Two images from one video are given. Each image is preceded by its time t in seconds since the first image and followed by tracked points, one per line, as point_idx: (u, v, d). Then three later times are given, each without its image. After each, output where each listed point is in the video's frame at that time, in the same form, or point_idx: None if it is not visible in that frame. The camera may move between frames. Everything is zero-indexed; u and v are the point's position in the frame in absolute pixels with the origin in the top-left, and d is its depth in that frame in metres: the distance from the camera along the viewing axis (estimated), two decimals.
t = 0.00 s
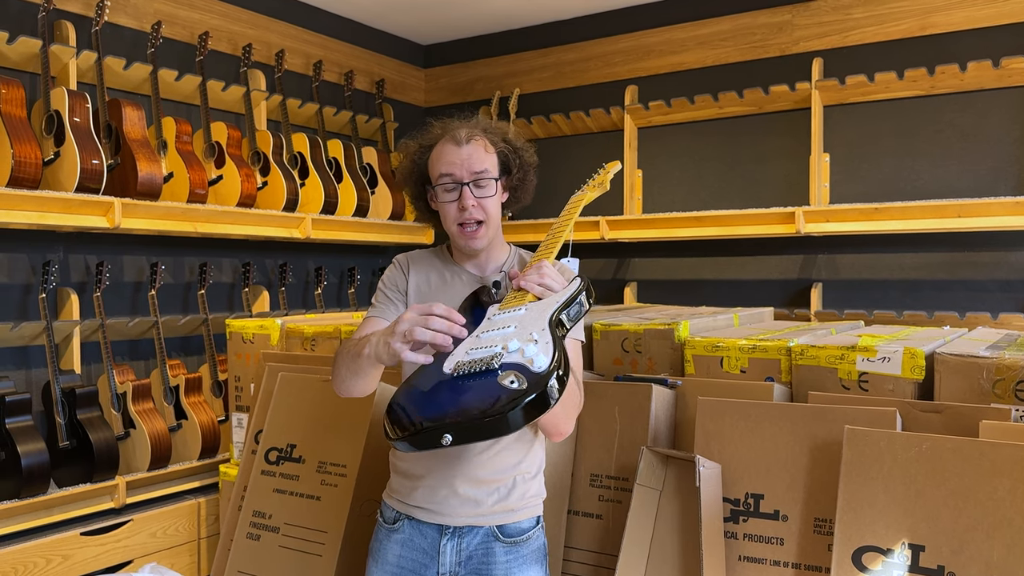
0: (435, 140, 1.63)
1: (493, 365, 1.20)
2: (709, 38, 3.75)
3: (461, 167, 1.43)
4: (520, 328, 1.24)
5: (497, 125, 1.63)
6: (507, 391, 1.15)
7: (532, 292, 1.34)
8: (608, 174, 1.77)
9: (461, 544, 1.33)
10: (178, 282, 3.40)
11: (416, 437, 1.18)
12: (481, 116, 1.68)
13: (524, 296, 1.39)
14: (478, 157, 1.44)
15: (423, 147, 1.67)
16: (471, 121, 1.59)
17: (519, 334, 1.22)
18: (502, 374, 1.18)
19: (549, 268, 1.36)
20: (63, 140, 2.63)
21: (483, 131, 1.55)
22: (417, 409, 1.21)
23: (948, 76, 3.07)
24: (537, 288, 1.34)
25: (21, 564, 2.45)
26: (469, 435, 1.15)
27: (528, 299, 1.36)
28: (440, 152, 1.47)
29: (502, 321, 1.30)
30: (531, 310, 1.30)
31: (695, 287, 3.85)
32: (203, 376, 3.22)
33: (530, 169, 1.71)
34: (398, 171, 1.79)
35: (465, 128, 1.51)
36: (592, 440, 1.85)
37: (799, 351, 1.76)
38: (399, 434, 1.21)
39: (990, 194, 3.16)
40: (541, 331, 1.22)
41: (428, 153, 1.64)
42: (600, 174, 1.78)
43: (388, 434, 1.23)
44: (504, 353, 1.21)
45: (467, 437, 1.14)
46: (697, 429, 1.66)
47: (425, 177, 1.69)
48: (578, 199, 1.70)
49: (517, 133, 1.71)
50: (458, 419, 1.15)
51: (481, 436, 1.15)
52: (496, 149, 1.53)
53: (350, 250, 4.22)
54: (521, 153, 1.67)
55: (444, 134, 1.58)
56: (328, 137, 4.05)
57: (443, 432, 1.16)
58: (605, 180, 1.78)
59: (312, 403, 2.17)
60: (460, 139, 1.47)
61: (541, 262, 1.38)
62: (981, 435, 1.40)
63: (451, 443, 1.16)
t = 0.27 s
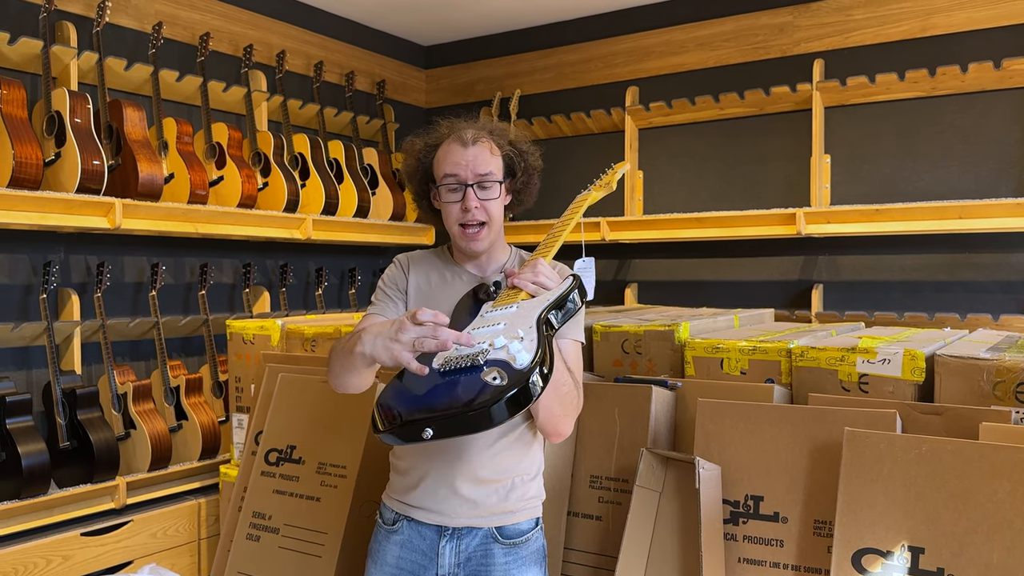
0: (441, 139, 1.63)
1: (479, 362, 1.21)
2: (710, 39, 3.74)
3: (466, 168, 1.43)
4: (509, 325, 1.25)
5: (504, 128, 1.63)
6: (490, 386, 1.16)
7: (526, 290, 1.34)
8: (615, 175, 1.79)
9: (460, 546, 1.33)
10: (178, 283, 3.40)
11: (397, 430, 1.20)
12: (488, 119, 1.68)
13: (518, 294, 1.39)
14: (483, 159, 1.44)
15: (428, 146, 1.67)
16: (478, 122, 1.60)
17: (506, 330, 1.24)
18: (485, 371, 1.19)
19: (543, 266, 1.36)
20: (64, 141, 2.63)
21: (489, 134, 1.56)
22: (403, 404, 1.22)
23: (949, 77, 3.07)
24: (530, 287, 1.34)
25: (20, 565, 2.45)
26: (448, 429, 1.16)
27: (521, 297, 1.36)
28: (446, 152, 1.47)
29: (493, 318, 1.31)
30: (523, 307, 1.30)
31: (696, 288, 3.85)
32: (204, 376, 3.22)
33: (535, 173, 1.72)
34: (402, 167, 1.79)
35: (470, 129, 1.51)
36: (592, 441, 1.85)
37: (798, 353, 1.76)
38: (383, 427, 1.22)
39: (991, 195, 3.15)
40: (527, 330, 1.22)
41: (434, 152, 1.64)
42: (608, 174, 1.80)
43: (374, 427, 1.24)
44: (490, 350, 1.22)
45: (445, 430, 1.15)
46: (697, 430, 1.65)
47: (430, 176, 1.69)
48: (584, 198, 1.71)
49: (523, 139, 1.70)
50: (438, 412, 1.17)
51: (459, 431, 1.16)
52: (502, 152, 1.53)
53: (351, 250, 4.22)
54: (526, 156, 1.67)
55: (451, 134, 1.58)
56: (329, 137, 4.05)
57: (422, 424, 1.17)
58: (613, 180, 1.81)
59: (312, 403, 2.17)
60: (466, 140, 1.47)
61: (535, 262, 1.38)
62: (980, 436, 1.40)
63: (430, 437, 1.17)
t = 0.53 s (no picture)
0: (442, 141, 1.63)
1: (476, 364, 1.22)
2: (711, 40, 3.74)
3: (466, 170, 1.43)
4: (505, 327, 1.25)
5: (504, 129, 1.63)
6: (485, 389, 1.17)
7: (524, 292, 1.34)
8: (617, 176, 1.81)
9: (459, 547, 1.33)
10: (180, 284, 3.41)
11: (391, 430, 1.20)
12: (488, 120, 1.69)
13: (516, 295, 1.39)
14: (483, 161, 1.44)
15: (428, 147, 1.67)
16: (478, 124, 1.60)
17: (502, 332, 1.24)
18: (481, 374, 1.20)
19: (542, 268, 1.35)
20: (66, 142, 2.64)
21: (490, 135, 1.56)
22: (399, 405, 1.23)
23: (950, 78, 3.07)
24: (529, 288, 1.34)
25: (22, 565, 2.46)
26: (440, 431, 1.16)
27: (519, 299, 1.36)
28: (446, 154, 1.47)
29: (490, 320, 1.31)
30: (520, 309, 1.30)
31: (696, 289, 3.85)
32: (205, 377, 3.22)
33: (535, 174, 1.72)
34: (403, 169, 1.79)
35: (471, 131, 1.51)
36: (593, 442, 1.85)
37: (798, 354, 1.76)
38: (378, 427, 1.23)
39: (992, 196, 3.15)
40: (522, 331, 1.22)
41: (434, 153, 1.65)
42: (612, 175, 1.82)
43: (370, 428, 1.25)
44: (486, 352, 1.22)
45: (438, 433, 1.15)
46: (697, 432, 1.66)
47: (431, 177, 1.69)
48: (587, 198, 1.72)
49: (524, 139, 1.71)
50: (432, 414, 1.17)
51: (451, 434, 1.16)
52: (503, 154, 1.53)
53: (352, 251, 4.23)
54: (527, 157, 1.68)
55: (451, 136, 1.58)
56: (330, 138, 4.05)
57: (416, 426, 1.17)
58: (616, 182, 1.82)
59: (312, 404, 2.17)
60: (466, 142, 1.47)
61: (534, 263, 1.38)
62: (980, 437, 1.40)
63: (423, 439, 1.17)
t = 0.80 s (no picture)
0: (442, 142, 1.63)
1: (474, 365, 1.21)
2: (712, 41, 3.74)
3: (466, 171, 1.43)
4: (506, 329, 1.25)
5: (504, 129, 1.63)
6: (483, 391, 1.16)
7: (528, 293, 1.34)
8: (627, 179, 1.84)
9: (460, 547, 1.34)
10: (181, 284, 3.42)
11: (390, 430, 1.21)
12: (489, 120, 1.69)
13: (518, 297, 1.39)
14: (483, 161, 1.44)
15: (429, 148, 1.67)
16: (479, 124, 1.60)
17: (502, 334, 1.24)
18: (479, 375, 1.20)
19: (546, 269, 1.36)
20: (67, 142, 2.64)
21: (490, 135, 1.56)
22: (398, 405, 1.23)
23: (952, 78, 3.06)
24: (532, 289, 1.34)
25: (23, 565, 2.46)
26: (439, 433, 1.17)
27: (522, 301, 1.36)
28: (447, 154, 1.47)
29: (493, 322, 1.31)
30: (521, 311, 1.30)
31: (697, 290, 3.85)
32: (206, 377, 3.23)
33: (536, 174, 1.72)
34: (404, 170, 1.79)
35: (472, 131, 1.51)
36: (594, 442, 1.85)
37: (799, 354, 1.76)
38: (378, 426, 1.24)
39: (993, 196, 3.15)
40: (523, 334, 1.22)
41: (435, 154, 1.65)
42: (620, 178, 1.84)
43: (370, 427, 1.25)
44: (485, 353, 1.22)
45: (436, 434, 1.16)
46: (697, 432, 1.66)
47: (432, 177, 1.70)
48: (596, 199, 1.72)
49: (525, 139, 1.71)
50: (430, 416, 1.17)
51: (450, 435, 1.16)
52: (503, 154, 1.53)
53: (353, 252, 4.23)
54: (528, 158, 1.68)
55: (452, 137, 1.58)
56: (331, 139, 4.06)
57: (414, 428, 1.18)
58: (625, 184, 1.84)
59: (313, 405, 2.18)
60: (467, 143, 1.47)
61: (538, 264, 1.38)
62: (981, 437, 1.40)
63: (422, 440, 1.18)
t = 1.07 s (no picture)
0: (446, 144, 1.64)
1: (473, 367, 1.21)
2: (713, 41, 3.75)
3: (471, 173, 1.44)
4: (506, 331, 1.25)
5: (507, 131, 1.63)
6: (481, 394, 1.17)
7: (529, 295, 1.34)
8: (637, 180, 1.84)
9: (463, 548, 1.34)
10: (183, 285, 3.42)
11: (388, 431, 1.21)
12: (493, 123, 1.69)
13: (520, 300, 1.39)
14: (488, 164, 1.44)
15: (432, 150, 1.67)
16: (482, 126, 1.60)
17: (502, 337, 1.24)
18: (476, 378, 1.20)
19: (548, 271, 1.35)
20: (70, 144, 2.65)
21: (494, 138, 1.56)
22: (396, 406, 1.24)
23: (953, 79, 3.07)
24: (534, 292, 1.33)
25: (26, 566, 2.46)
26: (435, 435, 1.17)
27: (523, 304, 1.36)
28: (451, 156, 1.47)
29: (493, 323, 1.31)
30: (522, 314, 1.30)
31: (699, 290, 3.85)
32: (208, 378, 3.23)
33: (540, 177, 1.73)
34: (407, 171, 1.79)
35: (476, 133, 1.51)
36: (595, 443, 1.85)
37: (801, 355, 1.76)
38: (377, 428, 1.24)
39: (994, 197, 3.15)
40: (523, 337, 1.22)
41: (438, 155, 1.65)
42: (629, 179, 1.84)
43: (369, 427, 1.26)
44: (484, 356, 1.22)
45: (432, 436, 1.16)
46: (698, 433, 1.66)
47: (434, 179, 1.70)
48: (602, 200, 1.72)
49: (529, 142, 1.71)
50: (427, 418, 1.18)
51: (446, 437, 1.17)
52: (506, 156, 1.53)
53: (355, 253, 4.24)
54: (531, 160, 1.68)
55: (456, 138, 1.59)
56: (333, 140, 4.06)
57: (410, 430, 1.18)
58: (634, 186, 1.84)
59: (315, 405, 2.18)
60: (471, 145, 1.47)
61: (541, 267, 1.38)
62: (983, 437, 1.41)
63: (418, 441, 1.19)
